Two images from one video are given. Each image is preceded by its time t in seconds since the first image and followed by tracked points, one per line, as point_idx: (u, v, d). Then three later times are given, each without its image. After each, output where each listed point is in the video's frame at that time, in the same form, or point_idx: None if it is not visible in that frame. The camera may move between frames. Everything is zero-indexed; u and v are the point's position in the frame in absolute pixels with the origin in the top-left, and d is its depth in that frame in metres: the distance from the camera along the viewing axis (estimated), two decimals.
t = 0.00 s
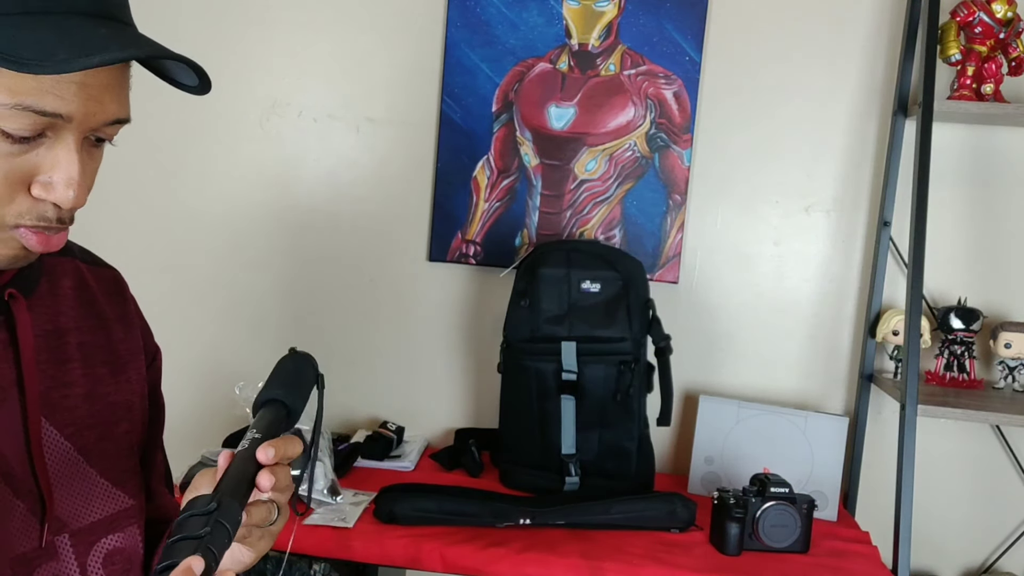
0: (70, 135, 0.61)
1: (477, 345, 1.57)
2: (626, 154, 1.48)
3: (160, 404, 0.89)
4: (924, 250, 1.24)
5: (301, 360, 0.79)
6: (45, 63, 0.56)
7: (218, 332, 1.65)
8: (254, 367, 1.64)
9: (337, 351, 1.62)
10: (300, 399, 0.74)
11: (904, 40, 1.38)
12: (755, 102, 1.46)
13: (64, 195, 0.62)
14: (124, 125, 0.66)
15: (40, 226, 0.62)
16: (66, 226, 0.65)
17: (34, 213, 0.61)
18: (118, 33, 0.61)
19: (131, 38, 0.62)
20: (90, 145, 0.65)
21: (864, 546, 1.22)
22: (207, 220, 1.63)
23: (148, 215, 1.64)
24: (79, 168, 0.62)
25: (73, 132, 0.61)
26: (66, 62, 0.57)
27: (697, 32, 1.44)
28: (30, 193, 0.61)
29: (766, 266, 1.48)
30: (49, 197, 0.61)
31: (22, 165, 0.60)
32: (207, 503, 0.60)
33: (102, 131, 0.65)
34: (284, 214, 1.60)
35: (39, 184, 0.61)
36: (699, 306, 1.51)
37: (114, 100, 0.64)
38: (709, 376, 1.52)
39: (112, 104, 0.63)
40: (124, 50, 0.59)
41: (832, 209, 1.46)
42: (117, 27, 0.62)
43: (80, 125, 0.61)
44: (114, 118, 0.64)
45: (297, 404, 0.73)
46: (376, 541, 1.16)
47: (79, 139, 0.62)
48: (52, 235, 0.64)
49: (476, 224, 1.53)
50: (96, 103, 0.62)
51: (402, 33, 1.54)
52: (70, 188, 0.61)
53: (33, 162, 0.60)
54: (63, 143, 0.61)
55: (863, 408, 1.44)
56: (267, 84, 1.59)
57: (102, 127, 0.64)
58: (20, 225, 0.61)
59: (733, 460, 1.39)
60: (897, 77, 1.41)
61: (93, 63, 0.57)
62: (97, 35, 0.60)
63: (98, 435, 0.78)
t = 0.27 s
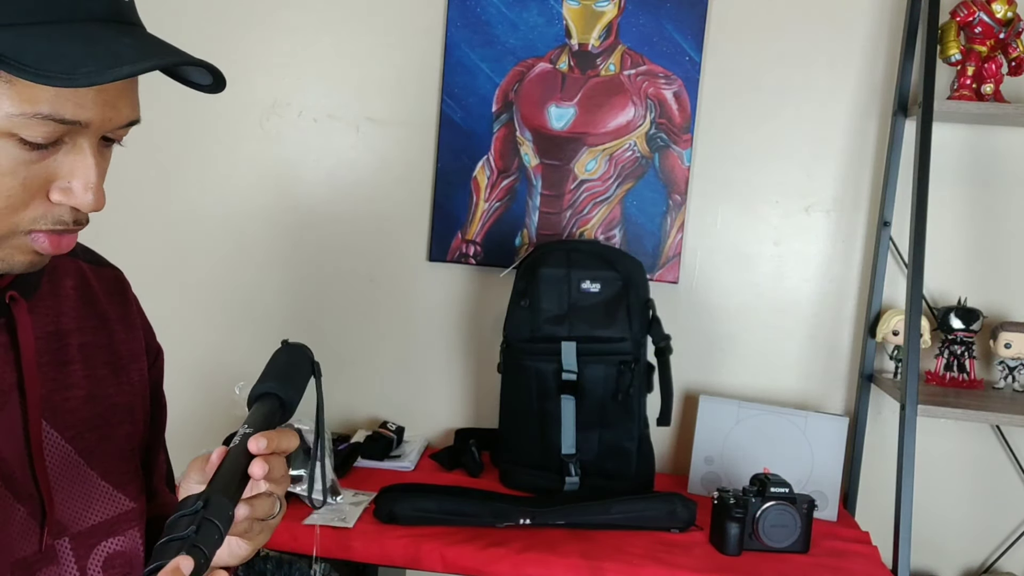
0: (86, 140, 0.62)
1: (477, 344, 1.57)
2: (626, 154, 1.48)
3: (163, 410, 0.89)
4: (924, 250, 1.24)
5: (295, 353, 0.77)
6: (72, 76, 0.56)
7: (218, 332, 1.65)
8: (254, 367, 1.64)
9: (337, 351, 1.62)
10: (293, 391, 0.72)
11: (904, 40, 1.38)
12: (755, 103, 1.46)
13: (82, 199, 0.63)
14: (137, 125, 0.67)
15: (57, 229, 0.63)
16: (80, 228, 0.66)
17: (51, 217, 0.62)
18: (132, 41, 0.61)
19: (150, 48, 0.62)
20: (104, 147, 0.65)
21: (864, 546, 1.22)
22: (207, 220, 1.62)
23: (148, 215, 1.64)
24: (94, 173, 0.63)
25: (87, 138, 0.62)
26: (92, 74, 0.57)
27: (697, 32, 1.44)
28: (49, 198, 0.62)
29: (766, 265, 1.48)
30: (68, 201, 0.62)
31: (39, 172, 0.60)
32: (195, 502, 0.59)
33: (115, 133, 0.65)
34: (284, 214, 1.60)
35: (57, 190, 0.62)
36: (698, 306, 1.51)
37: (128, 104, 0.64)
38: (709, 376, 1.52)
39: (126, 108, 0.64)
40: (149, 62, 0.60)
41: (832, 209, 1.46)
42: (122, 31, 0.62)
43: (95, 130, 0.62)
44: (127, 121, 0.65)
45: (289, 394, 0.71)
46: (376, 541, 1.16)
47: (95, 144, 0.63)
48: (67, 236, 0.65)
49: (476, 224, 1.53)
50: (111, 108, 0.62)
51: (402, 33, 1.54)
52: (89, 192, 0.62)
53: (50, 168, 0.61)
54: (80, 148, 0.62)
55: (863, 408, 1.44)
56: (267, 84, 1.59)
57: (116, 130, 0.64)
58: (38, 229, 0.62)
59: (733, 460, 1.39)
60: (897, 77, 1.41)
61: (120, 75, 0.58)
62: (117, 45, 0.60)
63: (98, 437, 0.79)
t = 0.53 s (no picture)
0: (42, 133, 0.59)
1: (477, 345, 1.57)
2: (626, 154, 1.48)
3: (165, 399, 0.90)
4: (924, 250, 1.24)
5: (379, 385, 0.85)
6: None
7: (218, 332, 1.65)
8: (254, 367, 1.64)
9: (336, 351, 1.62)
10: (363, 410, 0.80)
11: (904, 40, 1.38)
12: (755, 102, 1.46)
13: (34, 197, 0.59)
14: (108, 125, 0.64)
15: (13, 229, 0.61)
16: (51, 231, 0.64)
17: (4, 215, 0.60)
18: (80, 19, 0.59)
19: (92, 24, 0.59)
20: (72, 145, 0.62)
21: (864, 546, 1.22)
22: (207, 220, 1.62)
23: (148, 214, 1.64)
24: (48, 167, 0.59)
25: (43, 130, 0.59)
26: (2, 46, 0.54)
27: (697, 32, 1.44)
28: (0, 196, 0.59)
29: (766, 266, 1.48)
30: (19, 198, 0.59)
31: None
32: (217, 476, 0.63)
33: (84, 132, 0.62)
34: (284, 214, 1.60)
35: (7, 186, 0.59)
36: (698, 306, 1.51)
37: (90, 97, 0.61)
38: (709, 376, 1.52)
39: (88, 103, 0.61)
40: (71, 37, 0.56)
41: (832, 209, 1.46)
42: (92, 16, 0.60)
43: (49, 122, 0.59)
44: (92, 119, 0.62)
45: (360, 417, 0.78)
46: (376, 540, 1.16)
47: (54, 138, 0.60)
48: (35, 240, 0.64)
49: (476, 224, 1.53)
50: (67, 100, 0.59)
51: (402, 33, 1.54)
52: (40, 188, 0.59)
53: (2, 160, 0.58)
54: (31, 141, 0.59)
55: (863, 408, 1.44)
56: (267, 85, 1.59)
57: (79, 126, 0.61)
58: None
59: (733, 460, 1.39)
60: (897, 77, 1.41)
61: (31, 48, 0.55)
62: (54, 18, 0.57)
63: (97, 438, 0.79)
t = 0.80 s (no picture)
0: (12, 124, 0.58)
1: (478, 345, 1.57)
2: (626, 154, 1.48)
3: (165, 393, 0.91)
4: (924, 250, 1.24)
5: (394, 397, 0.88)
6: None
7: (218, 332, 1.65)
8: (254, 367, 1.64)
9: (336, 351, 1.62)
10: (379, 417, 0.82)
11: (904, 39, 1.38)
12: (755, 102, 1.46)
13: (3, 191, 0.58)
14: (81, 115, 0.63)
15: None
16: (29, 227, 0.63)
17: None
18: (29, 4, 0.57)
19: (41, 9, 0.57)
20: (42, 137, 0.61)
21: (864, 546, 1.22)
22: (207, 220, 1.62)
23: (148, 214, 1.64)
24: (14, 159, 0.58)
25: (10, 121, 0.57)
26: None
27: (697, 32, 1.44)
28: None
29: (766, 266, 1.48)
30: None
31: None
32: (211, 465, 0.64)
33: (55, 124, 0.61)
34: (284, 214, 1.60)
35: None
36: (698, 306, 1.51)
37: (55, 88, 0.60)
38: (709, 376, 1.52)
39: (54, 93, 0.59)
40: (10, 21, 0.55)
41: (832, 209, 1.46)
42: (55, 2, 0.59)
43: (14, 114, 0.57)
44: (60, 109, 0.60)
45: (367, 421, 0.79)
46: (376, 541, 1.16)
47: (21, 130, 0.58)
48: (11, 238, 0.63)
49: (476, 224, 1.53)
50: (31, 89, 0.58)
51: (402, 33, 1.54)
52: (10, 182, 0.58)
53: None
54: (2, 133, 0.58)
55: (863, 408, 1.44)
56: (267, 85, 1.59)
57: (47, 116, 0.60)
58: None
59: (733, 460, 1.39)
60: (897, 77, 1.41)
61: None
62: None
63: (93, 438, 0.79)
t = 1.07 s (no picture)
0: (35, 123, 0.60)
1: (478, 345, 1.57)
2: (626, 154, 1.48)
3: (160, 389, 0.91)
4: (924, 250, 1.24)
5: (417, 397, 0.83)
6: None
7: (217, 332, 1.65)
8: (254, 367, 1.64)
9: (336, 351, 1.62)
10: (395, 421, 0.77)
11: (905, 39, 1.38)
12: (755, 102, 1.46)
13: (35, 186, 0.60)
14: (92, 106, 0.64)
15: (15, 221, 0.62)
16: (46, 218, 0.64)
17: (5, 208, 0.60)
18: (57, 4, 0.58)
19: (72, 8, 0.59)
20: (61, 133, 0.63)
21: (864, 546, 1.22)
22: (206, 220, 1.62)
23: (148, 214, 1.64)
24: (42, 157, 0.60)
25: (37, 120, 0.59)
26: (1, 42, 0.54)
27: (697, 32, 1.44)
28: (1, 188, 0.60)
29: (766, 266, 1.48)
30: (20, 189, 0.60)
31: None
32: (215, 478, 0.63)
33: (70, 117, 0.63)
34: (284, 214, 1.60)
35: (7, 179, 0.60)
36: (699, 306, 1.51)
37: (73, 83, 0.61)
38: (709, 376, 1.52)
39: (72, 88, 0.61)
40: (62, 24, 0.56)
41: (832, 209, 1.46)
42: None
43: (40, 113, 0.59)
44: (77, 103, 0.62)
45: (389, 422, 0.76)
46: (376, 541, 1.16)
47: (44, 127, 0.60)
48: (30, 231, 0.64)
49: (476, 224, 1.53)
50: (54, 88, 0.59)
51: (402, 32, 1.54)
52: (41, 178, 0.60)
53: None
54: (27, 132, 0.60)
55: (863, 408, 1.44)
56: (267, 84, 1.59)
57: (66, 112, 0.62)
58: None
59: (733, 460, 1.39)
60: (897, 77, 1.41)
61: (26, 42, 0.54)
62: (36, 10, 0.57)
63: (87, 438, 0.79)
